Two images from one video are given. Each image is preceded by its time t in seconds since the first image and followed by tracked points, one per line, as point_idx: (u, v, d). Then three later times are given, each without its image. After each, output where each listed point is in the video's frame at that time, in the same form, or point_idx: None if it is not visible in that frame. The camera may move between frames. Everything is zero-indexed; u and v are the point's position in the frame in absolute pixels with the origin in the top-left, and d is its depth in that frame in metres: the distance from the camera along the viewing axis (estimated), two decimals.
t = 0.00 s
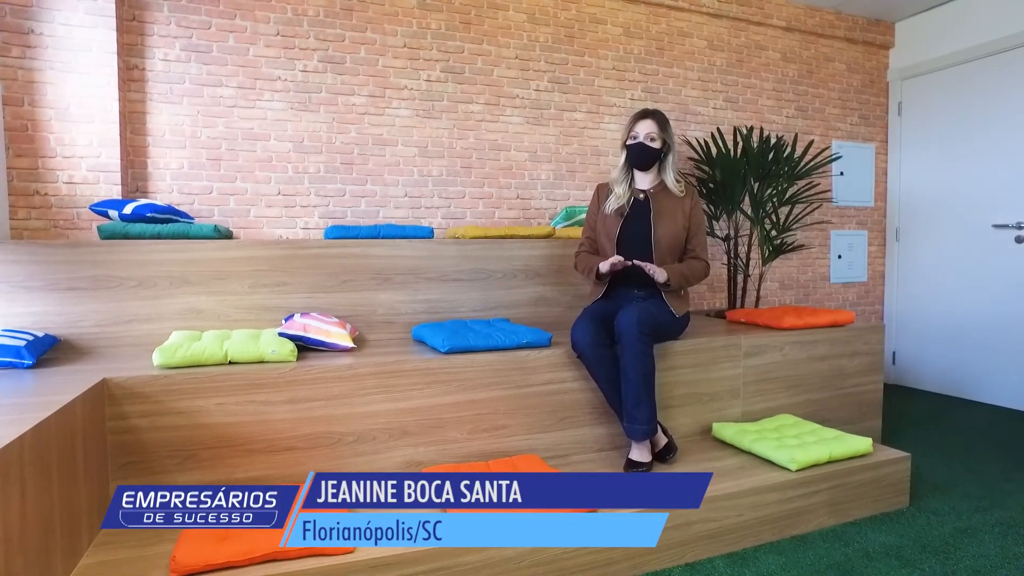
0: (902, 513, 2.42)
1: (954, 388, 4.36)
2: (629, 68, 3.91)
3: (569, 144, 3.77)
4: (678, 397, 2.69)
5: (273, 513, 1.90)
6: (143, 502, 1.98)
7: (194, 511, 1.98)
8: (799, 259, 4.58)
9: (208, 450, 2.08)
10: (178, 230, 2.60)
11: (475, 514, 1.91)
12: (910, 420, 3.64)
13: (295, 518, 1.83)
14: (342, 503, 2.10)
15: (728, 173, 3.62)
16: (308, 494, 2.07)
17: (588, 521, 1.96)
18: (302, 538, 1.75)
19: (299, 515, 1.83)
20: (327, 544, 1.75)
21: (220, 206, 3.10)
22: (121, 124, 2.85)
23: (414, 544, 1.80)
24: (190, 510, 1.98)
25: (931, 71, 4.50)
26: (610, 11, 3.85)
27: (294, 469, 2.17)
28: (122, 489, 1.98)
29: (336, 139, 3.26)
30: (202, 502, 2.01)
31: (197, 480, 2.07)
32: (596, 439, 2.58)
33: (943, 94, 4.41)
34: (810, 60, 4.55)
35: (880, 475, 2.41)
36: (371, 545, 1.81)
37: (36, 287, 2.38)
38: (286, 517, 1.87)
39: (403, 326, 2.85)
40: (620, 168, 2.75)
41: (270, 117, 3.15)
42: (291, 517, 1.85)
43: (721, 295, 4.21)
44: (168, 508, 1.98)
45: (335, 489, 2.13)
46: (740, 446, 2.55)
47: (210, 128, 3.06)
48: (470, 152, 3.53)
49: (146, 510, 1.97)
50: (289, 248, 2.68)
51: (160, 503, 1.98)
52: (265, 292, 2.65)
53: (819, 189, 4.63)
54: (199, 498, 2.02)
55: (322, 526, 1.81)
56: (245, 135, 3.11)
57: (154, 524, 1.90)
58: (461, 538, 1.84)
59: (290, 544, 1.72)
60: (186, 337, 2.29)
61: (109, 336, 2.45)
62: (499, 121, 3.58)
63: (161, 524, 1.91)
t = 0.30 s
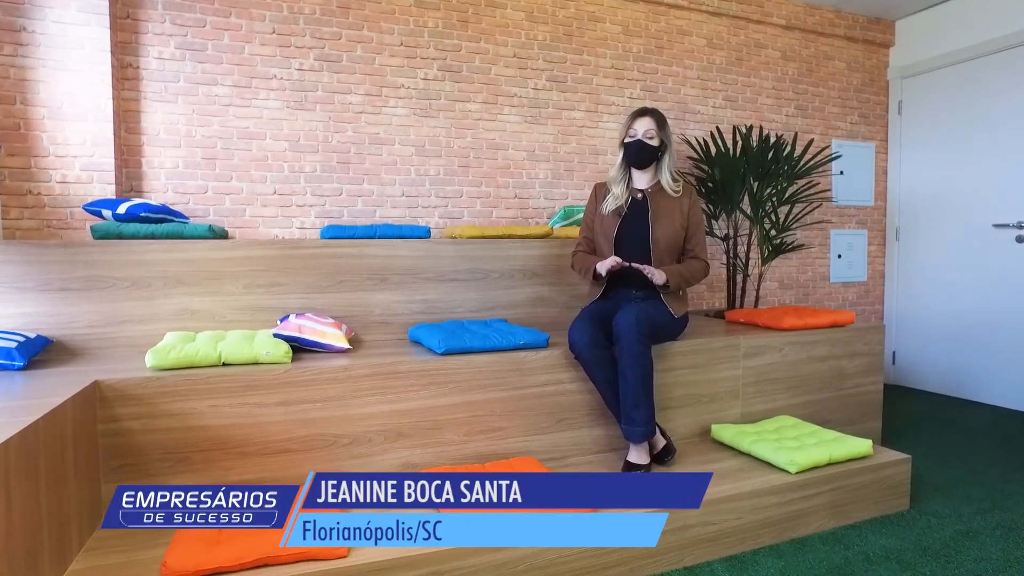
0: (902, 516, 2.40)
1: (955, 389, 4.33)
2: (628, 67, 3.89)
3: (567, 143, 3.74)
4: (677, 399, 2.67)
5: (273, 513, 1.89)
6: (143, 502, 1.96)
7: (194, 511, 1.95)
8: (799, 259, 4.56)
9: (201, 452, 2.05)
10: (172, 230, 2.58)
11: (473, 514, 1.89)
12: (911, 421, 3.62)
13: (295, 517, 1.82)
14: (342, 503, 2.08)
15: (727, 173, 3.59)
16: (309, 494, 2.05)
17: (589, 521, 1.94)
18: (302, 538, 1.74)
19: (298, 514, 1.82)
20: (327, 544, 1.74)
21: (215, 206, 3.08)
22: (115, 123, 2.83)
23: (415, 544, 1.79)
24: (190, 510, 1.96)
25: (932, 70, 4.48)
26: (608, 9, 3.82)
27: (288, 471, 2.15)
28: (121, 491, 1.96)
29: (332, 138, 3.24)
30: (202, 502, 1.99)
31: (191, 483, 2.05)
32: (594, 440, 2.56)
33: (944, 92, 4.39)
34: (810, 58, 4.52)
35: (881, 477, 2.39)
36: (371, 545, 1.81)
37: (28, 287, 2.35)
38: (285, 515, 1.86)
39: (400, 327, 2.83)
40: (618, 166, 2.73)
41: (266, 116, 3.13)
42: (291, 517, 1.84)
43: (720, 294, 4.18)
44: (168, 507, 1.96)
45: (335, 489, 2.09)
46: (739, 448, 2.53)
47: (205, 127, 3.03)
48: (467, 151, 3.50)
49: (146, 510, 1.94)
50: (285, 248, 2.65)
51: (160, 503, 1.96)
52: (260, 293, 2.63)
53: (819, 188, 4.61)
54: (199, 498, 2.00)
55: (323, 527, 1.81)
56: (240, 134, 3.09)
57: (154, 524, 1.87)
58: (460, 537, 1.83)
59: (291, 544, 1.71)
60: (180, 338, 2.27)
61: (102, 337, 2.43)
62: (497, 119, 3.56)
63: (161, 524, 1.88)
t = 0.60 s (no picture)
0: (903, 520, 2.37)
1: (956, 390, 4.31)
2: (626, 66, 3.86)
3: (565, 143, 3.71)
4: (676, 402, 2.64)
5: (274, 513, 1.88)
6: (143, 503, 1.92)
7: (194, 511, 1.90)
8: (799, 260, 4.54)
9: (193, 457, 2.02)
10: (165, 231, 2.55)
11: (473, 514, 1.89)
12: (911, 423, 3.59)
13: (294, 517, 1.83)
14: (342, 503, 2.03)
15: (726, 173, 3.57)
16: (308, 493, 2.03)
17: (588, 522, 1.94)
18: (301, 539, 1.75)
19: (297, 514, 1.82)
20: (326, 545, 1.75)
21: (210, 206, 3.05)
22: (108, 122, 2.79)
23: (415, 544, 1.80)
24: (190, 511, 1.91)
25: (931, 69, 4.45)
26: (607, 8, 3.79)
27: (282, 476, 2.13)
28: (122, 490, 1.94)
29: (328, 138, 3.21)
30: (202, 502, 1.94)
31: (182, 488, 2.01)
32: (592, 444, 2.53)
33: (943, 92, 4.37)
34: (810, 58, 4.49)
35: (881, 481, 2.36)
36: (371, 545, 1.81)
37: (18, 289, 2.32)
38: (286, 515, 1.87)
39: (396, 329, 2.80)
40: (614, 165, 2.69)
41: (261, 115, 3.09)
42: (291, 517, 1.84)
43: (719, 295, 4.16)
44: (168, 509, 1.91)
45: (335, 489, 2.04)
46: (738, 452, 2.50)
47: (199, 126, 3.00)
48: (465, 151, 3.47)
49: (147, 512, 1.90)
50: (279, 249, 2.62)
51: (160, 504, 1.92)
52: (254, 294, 2.60)
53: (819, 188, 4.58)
54: (198, 499, 1.95)
55: (323, 528, 1.81)
56: (235, 134, 3.06)
57: (154, 524, 1.85)
58: (457, 537, 1.83)
59: (290, 545, 1.72)
60: (171, 341, 2.23)
61: (94, 339, 2.40)
62: (495, 119, 3.53)
63: (161, 525, 1.85)
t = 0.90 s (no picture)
0: (906, 527, 2.34)
1: (957, 392, 4.27)
2: (625, 65, 3.82)
3: (563, 143, 3.67)
4: (674, 406, 2.60)
5: (273, 513, 1.94)
6: (143, 502, 1.93)
7: (194, 511, 1.92)
8: (799, 261, 4.50)
9: (182, 463, 1.98)
10: (155, 233, 2.51)
11: (473, 515, 1.87)
12: (912, 426, 3.56)
13: (295, 518, 1.86)
14: (342, 503, 2.07)
15: (725, 173, 3.53)
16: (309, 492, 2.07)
17: (587, 522, 1.92)
18: (302, 539, 1.78)
19: (298, 515, 1.85)
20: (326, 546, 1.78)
21: (202, 207, 3.01)
22: (99, 122, 2.76)
23: (413, 544, 1.81)
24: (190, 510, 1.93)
25: (932, 69, 4.42)
26: (605, 7, 3.76)
27: (272, 483, 2.09)
28: (122, 489, 1.92)
29: (323, 138, 3.17)
30: (202, 502, 1.95)
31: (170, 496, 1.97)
32: (589, 449, 2.50)
33: (944, 93, 4.33)
34: (810, 57, 4.46)
35: (883, 487, 2.32)
36: (371, 545, 1.80)
37: (5, 292, 2.29)
38: (286, 516, 1.91)
39: (390, 332, 2.76)
40: (610, 166, 2.65)
41: (254, 116, 3.06)
42: (291, 516, 1.90)
43: (718, 297, 4.12)
44: (168, 508, 1.93)
45: (335, 489, 2.07)
46: (738, 456, 2.46)
47: (191, 127, 2.96)
48: (461, 151, 3.43)
49: (147, 511, 1.92)
50: (272, 251, 2.59)
51: (160, 503, 1.93)
52: (245, 297, 2.56)
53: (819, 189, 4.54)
54: (199, 498, 1.96)
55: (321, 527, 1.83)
56: (228, 134, 3.02)
57: (154, 524, 1.89)
58: (459, 536, 1.81)
59: (290, 545, 1.75)
60: (161, 344, 2.19)
61: (83, 343, 2.36)
62: (491, 119, 3.49)
63: (161, 525, 1.89)
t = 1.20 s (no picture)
0: (908, 534, 2.29)
1: (959, 395, 4.23)
2: (622, 64, 3.77)
3: (560, 143, 3.63)
4: (672, 410, 2.55)
5: (274, 513, 1.93)
6: (143, 502, 1.90)
7: (194, 511, 1.91)
8: (799, 262, 4.45)
9: (168, 471, 1.94)
10: (143, 234, 2.46)
11: (474, 515, 1.86)
12: (913, 430, 3.51)
13: (294, 519, 1.88)
14: (342, 503, 2.07)
15: (724, 174, 3.48)
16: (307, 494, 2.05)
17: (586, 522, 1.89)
18: (302, 540, 1.80)
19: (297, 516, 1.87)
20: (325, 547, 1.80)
21: (193, 208, 2.96)
22: (87, 121, 2.71)
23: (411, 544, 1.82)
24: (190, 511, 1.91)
25: (934, 68, 4.37)
26: (602, 5, 3.71)
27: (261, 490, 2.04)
28: (122, 490, 1.89)
29: (315, 138, 3.12)
30: (202, 502, 1.94)
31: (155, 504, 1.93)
32: (585, 454, 2.45)
33: (946, 92, 4.28)
34: (810, 56, 4.41)
35: (885, 494, 2.28)
36: (371, 545, 1.82)
37: None
38: (284, 516, 1.92)
39: (383, 335, 2.71)
40: (605, 166, 2.61)
41: (246, 115, 3.01)
42: (291, 516, 1.91)
43: (717, 299, 4.07)
44: (168, 508, 1.91)
45: (334, 489, 2.07)
46: (737, 462, 2.42)
47: (182, 126, 2.92)
48: (456, 151, 3.38)
49: (147, 512, 1.89)
50: (262, 252, 2.54)
51: (160, 503, 1.91)
52: (235, 299, 2.52)
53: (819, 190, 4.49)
54: (199, 498, 1.94)
55: (321, 528, 1.84)
56: (220, 134, 2.98)
57: (154, 525, 1.87)
58: (458, 536, 1.79)
59: (289, 545, 1.76)
60: (148, 348, 2.14)
61: (68, 346, 2.31)
62: (487, 118, 3.44)
63: (161, 526, 1.87)
